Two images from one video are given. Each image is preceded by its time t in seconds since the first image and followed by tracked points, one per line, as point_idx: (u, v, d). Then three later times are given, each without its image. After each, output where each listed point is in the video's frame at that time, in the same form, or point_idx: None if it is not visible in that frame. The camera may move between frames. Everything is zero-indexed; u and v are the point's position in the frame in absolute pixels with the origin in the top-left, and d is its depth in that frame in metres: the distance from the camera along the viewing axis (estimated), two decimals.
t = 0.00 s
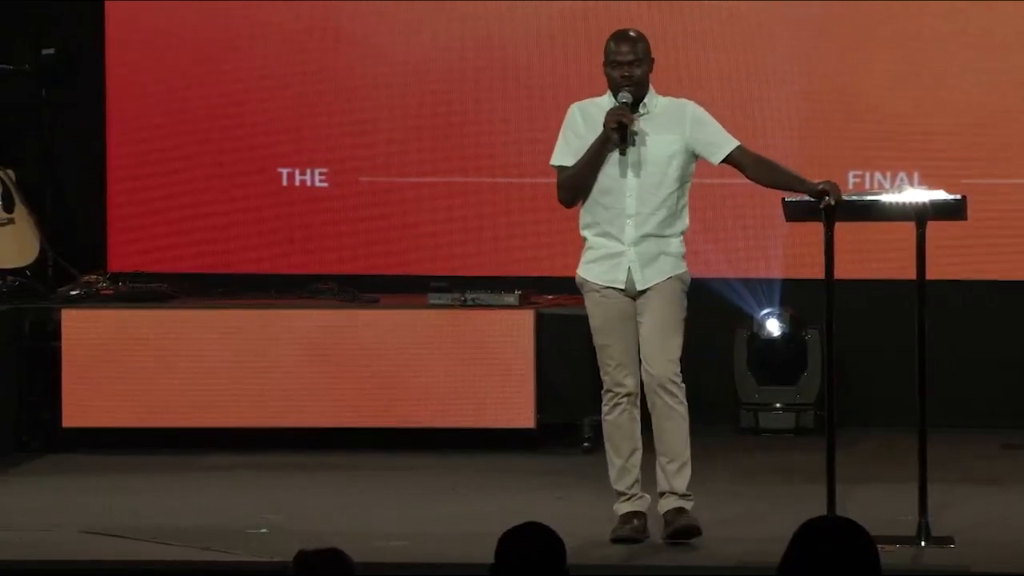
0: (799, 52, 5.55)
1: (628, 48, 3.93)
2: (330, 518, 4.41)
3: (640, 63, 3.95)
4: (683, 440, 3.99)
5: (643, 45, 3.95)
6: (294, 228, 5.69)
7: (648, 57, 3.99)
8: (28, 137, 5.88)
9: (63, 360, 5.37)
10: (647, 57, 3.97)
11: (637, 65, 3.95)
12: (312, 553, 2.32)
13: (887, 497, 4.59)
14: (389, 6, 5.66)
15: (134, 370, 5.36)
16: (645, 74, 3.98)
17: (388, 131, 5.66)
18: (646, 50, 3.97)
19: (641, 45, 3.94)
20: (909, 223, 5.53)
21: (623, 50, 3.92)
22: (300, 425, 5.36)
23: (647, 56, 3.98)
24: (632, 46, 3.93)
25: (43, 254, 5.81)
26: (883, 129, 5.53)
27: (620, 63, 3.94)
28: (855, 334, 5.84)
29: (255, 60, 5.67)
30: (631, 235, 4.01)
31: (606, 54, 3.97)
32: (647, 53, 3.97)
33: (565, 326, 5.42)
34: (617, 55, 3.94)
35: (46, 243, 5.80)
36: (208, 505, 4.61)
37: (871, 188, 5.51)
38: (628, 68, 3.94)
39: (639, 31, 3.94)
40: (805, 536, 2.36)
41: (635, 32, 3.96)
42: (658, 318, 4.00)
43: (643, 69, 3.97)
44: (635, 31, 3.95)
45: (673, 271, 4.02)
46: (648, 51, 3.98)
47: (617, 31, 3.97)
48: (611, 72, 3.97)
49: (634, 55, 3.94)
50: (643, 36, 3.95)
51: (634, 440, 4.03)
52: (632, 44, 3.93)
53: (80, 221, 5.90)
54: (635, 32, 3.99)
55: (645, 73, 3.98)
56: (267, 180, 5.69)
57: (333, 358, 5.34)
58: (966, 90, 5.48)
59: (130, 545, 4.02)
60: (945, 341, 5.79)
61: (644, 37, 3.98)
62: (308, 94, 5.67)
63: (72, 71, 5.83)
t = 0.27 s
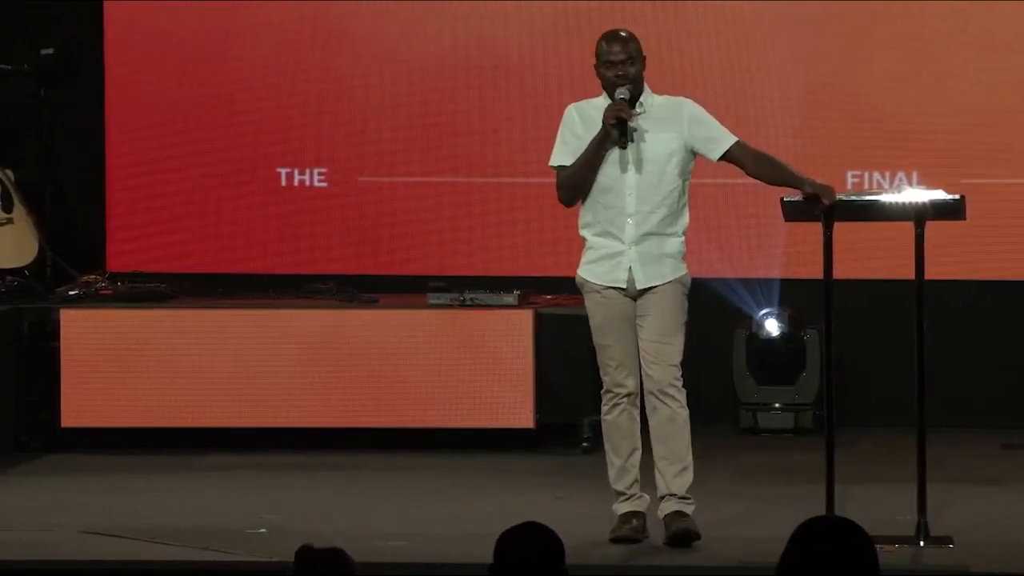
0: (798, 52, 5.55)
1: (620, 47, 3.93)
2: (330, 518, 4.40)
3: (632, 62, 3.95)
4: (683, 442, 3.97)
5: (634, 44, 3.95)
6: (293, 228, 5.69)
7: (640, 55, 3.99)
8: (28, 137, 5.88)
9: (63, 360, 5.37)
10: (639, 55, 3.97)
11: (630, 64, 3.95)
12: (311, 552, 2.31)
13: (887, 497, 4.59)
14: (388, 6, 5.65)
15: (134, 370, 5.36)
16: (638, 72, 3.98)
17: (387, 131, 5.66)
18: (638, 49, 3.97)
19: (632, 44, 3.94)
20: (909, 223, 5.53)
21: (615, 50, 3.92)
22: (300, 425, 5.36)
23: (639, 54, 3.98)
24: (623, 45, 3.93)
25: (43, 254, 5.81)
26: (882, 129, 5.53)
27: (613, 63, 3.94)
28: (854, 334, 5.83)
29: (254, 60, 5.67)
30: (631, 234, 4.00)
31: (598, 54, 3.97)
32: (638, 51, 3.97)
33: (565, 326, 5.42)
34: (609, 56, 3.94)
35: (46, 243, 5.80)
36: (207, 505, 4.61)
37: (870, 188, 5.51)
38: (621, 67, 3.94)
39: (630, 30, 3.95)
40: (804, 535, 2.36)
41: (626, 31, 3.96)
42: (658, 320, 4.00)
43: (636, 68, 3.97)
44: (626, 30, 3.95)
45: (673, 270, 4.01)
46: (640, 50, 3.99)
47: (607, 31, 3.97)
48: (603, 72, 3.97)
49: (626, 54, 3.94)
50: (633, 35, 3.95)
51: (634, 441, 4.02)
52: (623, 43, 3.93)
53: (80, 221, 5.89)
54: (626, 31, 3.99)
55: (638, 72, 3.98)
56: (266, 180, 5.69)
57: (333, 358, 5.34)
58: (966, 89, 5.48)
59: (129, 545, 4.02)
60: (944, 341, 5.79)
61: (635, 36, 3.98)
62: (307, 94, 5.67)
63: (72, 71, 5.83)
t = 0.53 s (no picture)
0: (798, 52, 5.55)
1: (625, 47, 3.93)
2: (330, 518, 4.40)
3: (637, 61, 3.95)
4: (684, 444, 3.97)
5: (639, 44, 3.95)
6: (294, 228, 5.69)
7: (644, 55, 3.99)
8: (27, 137, 5.87)
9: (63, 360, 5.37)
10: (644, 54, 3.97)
11: (636, 63, 3.95)
12: (310, 552, 2.31)
13: (886, 497, 4.59)
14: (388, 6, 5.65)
15: (134, 370, 5.36)
16: (643, 71, 3.98)
17: (387, 131, 5.66)
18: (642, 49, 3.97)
19: (636, 44, 3.94)
20: (908, 223, 5.53)
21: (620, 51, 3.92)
22: (299, 425, 5.36)
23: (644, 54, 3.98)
24: (628, 45, 3.93)
25: (43, 254, 5.81)
26: (881, 129, 5.53)
27: (618, 64, 3.94)
28: (854, 334, 5.83)
29: (254, 60, 5.67)
30: (635, 235, 4.00)
31: (602, 55, 3.97)
32: (643, 51, 3.97)
33: (565, 326, 5.42)
34: (614, 56, 3.94)
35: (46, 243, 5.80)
36: (207, 505, 4.61)
37: (869, 188, 5.51)
38: (627, 67, 3.94)
39: (634, 30, 3.94)
40: (804, 535, 2.36)
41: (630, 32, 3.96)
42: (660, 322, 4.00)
43: (641, 67, 3.97)
44: (630, 30, 3.95)
45: (677, 270, 4.02)
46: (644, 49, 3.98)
47: (611, 31, 3.97)
48: (608, 73, 3.97)
49: (632, 55, 3.94)
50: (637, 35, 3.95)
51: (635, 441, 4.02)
52: (628, 44, 3.93)
53: (80, 221, 5.89)
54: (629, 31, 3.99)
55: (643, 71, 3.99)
56: (266, 180, 5.69)
57: (333, 358, 5.34)
58: (965, 89, 5.48)
59: (130, 546, 4.02)
60: (943, 341, 5.79)
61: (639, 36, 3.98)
62: (307, 94, 5.67)
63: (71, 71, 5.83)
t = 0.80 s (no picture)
0: (797, 52, 5.55)
1: (626, 47, 3.94)
2: (330, 518, 4.41)
3: (639, 61, 3.95)
4: (684, 446, 3.97)
5: (641, 44, 3.95)
6: (293, 228, 5.69)
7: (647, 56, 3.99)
8: (26, 137, 5.87)
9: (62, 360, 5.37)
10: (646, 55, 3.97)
11: (637, 63, 3.95)
12: (310, 552, 2.31)
13: (886, 497, 4.59)
14: (387, 6, 5.65)
15: (133, 370, 5.36)
16: (644, 71, 3.98)
17: (387, 131, 5.66)
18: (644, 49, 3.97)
19: (638, 44, 3.95)
20: (907, 223, 5.53)
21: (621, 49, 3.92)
22: (299, 425, 5.36)
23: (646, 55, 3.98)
24: (629, 44, 3.93)
25: (42, 255, 5.81)
26: (880, 128, 5.53)
27: (619, 63, 3.94)
28: (853, 334, 5.84)
29: (253, 60, 5.67)
30: (635, 234, 4.00)
31: (604, 54, 3.98)
32: (645, 51, 3.97)
33: (564, 326, 5.42)
34: (615, 55, 3.94)
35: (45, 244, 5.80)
36: (206, 505, 4.61)
37: (868, 188, 5.51)
38: (628, 66, 3.94)
39: (636, 30, 3.95)
40: (804, 535, 2.36)
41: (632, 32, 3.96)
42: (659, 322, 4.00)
43: (642, 68, 3.97)
44: (632, 30, 3.95)
45: (677, 270, 4.02)
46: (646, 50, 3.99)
47: (613, 32, 3.97)
48: (610, 72, 3.97)
49: (632, 54, 3.94)
50: (639, 35, 3.95)
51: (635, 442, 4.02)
52: (629, 43, 3.93)
53: (79, 221, 5.89)
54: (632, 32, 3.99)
55: (644, 72, 3.98)
56: (266, 180, 5.69)
57: (332, 358, 5.34)
58: (964, 89, 5.48)
59: (129, 546, 4.02)
60: (943, 342, 5.79)
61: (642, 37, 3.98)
62: (306, 94, 5.67)
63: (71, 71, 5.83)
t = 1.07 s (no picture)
0: (798, 52, 5.55)
1: (636, 47, 3.93)
2: (329, 518, 4.40)
3: (648, 61, 3.95)
4: (683, 446, 3.97)
5: (651, 45, 3.95)
6: (293, 228, 5.69)
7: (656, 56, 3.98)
8: (26, 136, 5.87)
9: (62, 360, 5.36)
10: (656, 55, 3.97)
11: (646, 63, 3.94)
12: (308, 551, 2.31)
13: (885, 497, 4.59)
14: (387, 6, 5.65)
15: (133, 370, 5.36)
16: (653, 71, 3.97)
17: (386, 131, 5.66)
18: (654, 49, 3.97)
19: (648, 44, 3.94)
20: (907, 223, 5.53)
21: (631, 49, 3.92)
22: (298, 425, 5.35)
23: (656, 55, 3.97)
24: (639, 45, 3.93)
25: (42, 254, 5.81)
26: (880, 129, 5.53)
27: (628, 62, 3.94)
28: (853, 334, 5.83)
29: (253, 59, 5.67)
30: (637, 235, 4.00)
31: (613, 53, 3.97)
32: (654, 51, 3.96)
33: (564, 326, 5.42)
34: (624, 54, 3.94)
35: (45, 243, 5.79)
36: (205, 505, 4.61)
37: (868, 188, 5.51)
38: (637, 66, 3.94)
39: (646, 30, 3.94)
40: (803, 535, 2.35)
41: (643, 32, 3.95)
42: (660, 322, 4.00)
43: (651, 68, 3.97)
44: (642, 30, 3.95)
45: (677, 271, 4.01)
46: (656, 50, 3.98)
47: (624, 31, 3.96)
48: (618, 71, 3.97)
49: (642, 54, 3.93)
50: (649, 35, 3.94)
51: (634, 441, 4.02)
52: (640, 43, 3.93)
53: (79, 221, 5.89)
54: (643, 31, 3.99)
55: (653, 71, 3.98)
56: (265, 179, 5.69)
57: (331, 358, 5.34)
58: (965, 89, 5.48)
59: (129, 546, 4.02)
60: (943, 342, 5.79)
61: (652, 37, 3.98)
62: (306, 93, 5.66)
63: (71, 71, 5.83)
